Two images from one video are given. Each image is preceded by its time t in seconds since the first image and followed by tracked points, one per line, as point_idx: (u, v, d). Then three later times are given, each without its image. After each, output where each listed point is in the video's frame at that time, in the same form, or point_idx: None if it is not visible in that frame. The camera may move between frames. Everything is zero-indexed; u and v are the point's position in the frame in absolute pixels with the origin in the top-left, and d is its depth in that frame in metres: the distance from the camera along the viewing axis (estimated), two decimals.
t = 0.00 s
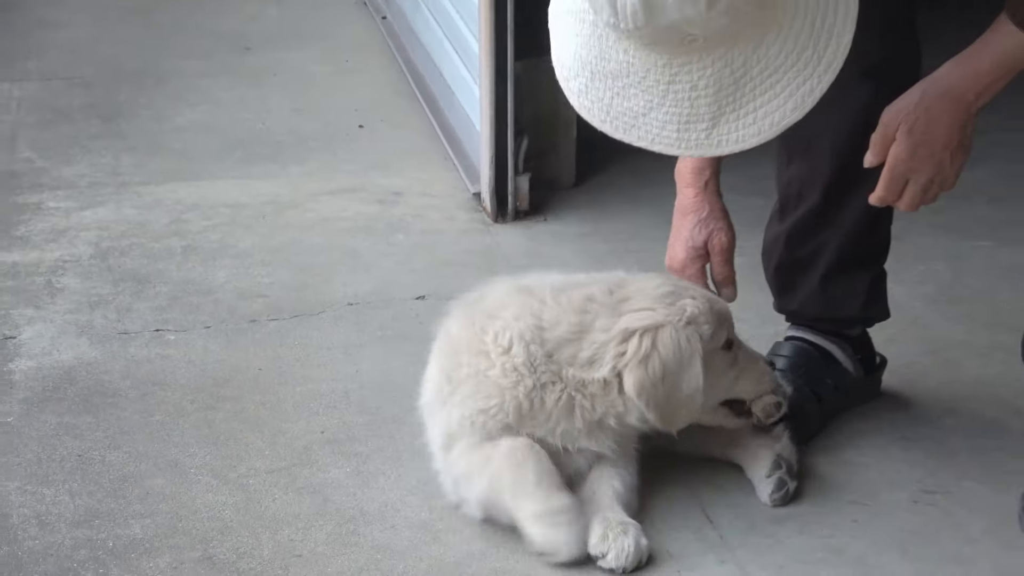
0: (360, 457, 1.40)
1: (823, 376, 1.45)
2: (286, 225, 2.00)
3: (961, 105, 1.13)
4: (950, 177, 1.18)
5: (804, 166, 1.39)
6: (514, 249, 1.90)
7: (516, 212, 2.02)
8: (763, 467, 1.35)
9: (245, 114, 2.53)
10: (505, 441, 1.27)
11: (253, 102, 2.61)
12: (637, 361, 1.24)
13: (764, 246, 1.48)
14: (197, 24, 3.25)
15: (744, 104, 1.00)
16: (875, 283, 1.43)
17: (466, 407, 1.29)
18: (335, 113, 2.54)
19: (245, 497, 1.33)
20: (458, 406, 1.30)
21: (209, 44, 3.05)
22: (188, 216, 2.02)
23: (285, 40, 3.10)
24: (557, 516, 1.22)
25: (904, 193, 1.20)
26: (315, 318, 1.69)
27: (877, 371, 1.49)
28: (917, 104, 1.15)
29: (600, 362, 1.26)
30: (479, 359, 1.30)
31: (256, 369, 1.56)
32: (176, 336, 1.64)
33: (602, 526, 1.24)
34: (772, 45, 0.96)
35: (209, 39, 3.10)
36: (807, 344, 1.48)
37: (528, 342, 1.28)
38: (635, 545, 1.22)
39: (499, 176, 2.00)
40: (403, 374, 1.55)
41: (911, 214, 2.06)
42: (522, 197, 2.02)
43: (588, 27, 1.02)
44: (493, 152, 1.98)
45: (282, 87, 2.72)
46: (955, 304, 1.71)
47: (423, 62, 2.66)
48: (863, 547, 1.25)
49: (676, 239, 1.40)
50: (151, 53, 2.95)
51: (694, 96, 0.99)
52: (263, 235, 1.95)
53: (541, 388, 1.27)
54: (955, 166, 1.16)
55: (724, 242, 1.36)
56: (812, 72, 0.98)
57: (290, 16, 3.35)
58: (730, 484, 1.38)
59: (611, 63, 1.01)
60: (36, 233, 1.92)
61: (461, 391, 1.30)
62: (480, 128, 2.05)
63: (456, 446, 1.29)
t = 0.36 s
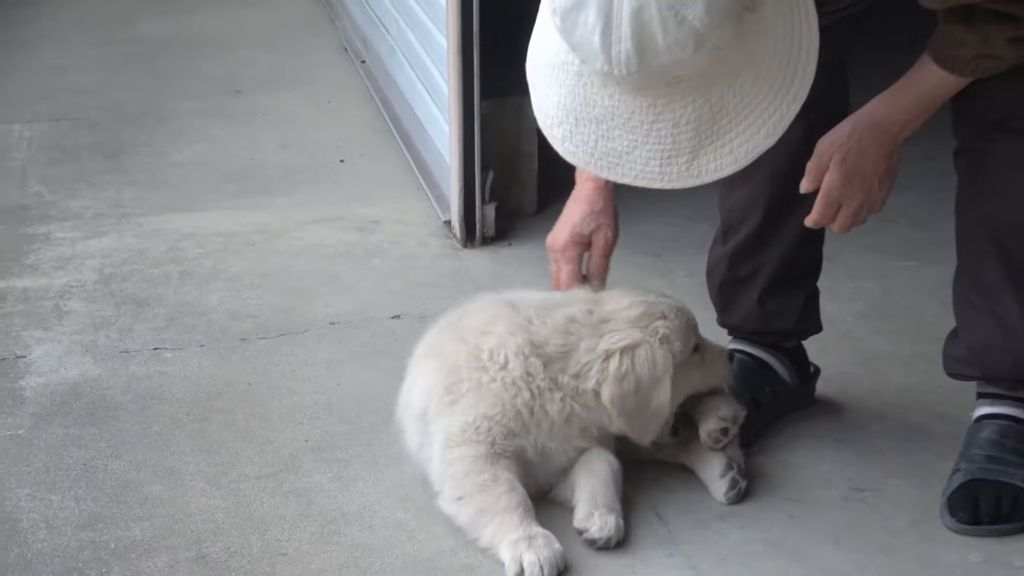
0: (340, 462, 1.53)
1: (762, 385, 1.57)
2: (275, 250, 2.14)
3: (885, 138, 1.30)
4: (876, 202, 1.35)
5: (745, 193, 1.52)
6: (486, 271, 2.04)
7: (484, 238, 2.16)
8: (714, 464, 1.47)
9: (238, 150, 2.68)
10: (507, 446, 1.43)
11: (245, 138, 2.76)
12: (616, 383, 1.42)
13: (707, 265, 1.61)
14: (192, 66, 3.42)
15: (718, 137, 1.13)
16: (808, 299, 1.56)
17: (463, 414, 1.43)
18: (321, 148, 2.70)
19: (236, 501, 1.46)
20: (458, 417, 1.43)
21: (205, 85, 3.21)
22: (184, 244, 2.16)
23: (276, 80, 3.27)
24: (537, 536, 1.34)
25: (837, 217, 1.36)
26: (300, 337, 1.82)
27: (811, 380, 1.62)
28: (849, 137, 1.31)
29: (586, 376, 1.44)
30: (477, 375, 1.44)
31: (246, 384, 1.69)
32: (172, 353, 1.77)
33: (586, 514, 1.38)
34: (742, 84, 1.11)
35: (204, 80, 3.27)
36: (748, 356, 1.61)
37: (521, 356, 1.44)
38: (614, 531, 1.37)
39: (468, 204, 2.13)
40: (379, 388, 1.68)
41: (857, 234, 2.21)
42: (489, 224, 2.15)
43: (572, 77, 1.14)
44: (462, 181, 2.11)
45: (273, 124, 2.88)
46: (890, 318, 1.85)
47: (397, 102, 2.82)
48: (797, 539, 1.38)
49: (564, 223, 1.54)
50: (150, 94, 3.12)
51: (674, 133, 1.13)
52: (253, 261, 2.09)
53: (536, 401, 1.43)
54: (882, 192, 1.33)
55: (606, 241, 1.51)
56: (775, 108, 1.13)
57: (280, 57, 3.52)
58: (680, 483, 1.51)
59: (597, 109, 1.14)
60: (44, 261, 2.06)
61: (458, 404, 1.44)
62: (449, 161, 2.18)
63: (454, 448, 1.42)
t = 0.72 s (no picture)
0: (321, 467, 1.67)
1: (707, 395, 1.70)
2: (263, 274, 2.29)
3: (821, 166, 1.48)
4: (812, 224, 1.52)
5: (695, 220, 1.64)
6: (458, 291, 2.19)
7: (453, 260, 2.31)
8: (666, 467, 1.61)
9: (232, 183, 2.85)
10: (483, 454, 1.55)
11: (238, 172, 2.93)
12: (579, 392, 1.55)
13: (659, 282, 1.74)
14: (188, 106, 3.61)
15: (720, 157, 1.14)
16: (748, 315, 1.71)
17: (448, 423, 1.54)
18: (309, 180, 2.87)
19: (224, 504, 1.60)
20: (442, 424, 1.55)
21: (200, 123, 3.39)
22: (180, 269, 2.31)
23: (266, 118, 3.46)
24: (504, 535, 1.46)
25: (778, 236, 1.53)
26: (284, 352, 1.97)
27: (751, 387, 1.76)
28: (789, 165, 1.48)
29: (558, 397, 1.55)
30: (461, 387, 1.56)
31: (236, 397, 1.84)
32: (168, 369, 1.92)
33: (570, 511, 1.52)
34: (749, 108, 1.12)
35: (198, 119, 3.45)
36: (694, 367, 1.74)
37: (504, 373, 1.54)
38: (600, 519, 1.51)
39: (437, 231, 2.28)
40: (354, 398, 1.83)
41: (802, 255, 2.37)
42: (457, 247, 2.31)
43: (584, 107, 1.14)
44: (432, 209, 2.26)
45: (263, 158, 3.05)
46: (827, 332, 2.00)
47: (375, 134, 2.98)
48: (736, 531, 1.52)
49: (552, 244, 1.54)
50: (149, 132, 3.29)
51: (681, 157, 1.14)
52: (242, 284, 2.25)
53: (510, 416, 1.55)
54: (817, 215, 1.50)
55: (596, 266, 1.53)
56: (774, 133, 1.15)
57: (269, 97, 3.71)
58: (631, 482, 1.64)
59: (607, 136, 1.14)
60: (51, 285, 2.22)
61: (444, 411, 1.55)
62: (421, 189, 2.33)
63: (434, 452, 1.53)
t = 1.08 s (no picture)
0: (305, 468, 1.81)
1: (660, 395, 1.84)
2: (252, 292, 2.44)
3: (769, 187, 1.64)
4: (758, 236, 1.67)
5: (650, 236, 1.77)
6: (433, 305, 2.34)
7: (426, 275, 2.46)
8: (615, 462, 1.75)
9: (225, 207, 3.01)
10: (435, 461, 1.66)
11: (231, 198, 3.09)
12: (502, 402, 1.64)
13: (616, 293, 1.87)
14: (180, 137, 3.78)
15: (721, 187, 1.18)
16: (698, 322, 1.86)
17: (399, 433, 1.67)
18: (296, 205, 3.03)
19: (216, 503, 1.73)
20: (397, 435, 1.67)
21: (194, 153, 3.56)
22: (175, 287, 2.46)
23: (254, 147, 3.63)
24: (471, 527, 1.58)
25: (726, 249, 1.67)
26: (271, 362, 2.13)
27: (699, 388, 1.91)
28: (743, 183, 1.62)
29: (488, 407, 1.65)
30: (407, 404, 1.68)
31: (227, 403, 1.98)
32: (164, 379, 2.06)
33: (532, 503, 1.64)
34: (750, 139, 1.16)
35: (191, 148, 3.61)
36: (647, 370, 1.88)
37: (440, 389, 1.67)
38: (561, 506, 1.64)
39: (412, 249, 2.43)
40: (334, 403, 1.98)
41: (754, 268, 2.53)
42: (430, 264, 2.46)
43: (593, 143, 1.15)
44: (407, 230, 2.41)
45: (253, 184, 3.22)
46: (773, 338, 2.16)
47: (354, 160, 3.14)
48: (686, 520, 1.65)
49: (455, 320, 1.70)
50: (145, 162, 3.45)
51: (686, 188, 1.17)
52: (233, 300, 2.40)
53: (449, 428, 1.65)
54: (763, 231, 1.65)
55: (502, 336, 1.68)
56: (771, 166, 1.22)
57: (256, 128, 3.89)
58: (591, 477, 1.78)
59: (614, 172, 1.16)
60: (56, 303, 2.37)
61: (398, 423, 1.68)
62: (397, 211, 2.48)
63: (398, 459, 1.65)
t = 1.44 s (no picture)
0: (294, 468, 2.00)
1: (611, 400, 2.05)
2: (247, 309, 2.64)
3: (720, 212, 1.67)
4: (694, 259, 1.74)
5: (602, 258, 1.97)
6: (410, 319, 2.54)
7: (403, 293, 2.66)
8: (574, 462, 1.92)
9: (223, 232, 3.22)
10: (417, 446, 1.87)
11: (229, 223, 3.31)
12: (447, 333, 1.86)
13: (573, 308, 2.07)
14: (180, 168, 3.99)
15: (692, 230, 1.28)
16: (646, 334, 2.06)
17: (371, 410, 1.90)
18: (288, 230, 3.24)
19: (214, 500, 1.91)
20: (383, 432, 1.88)
21: (195, 183, 3.77)
22: (177, 305, 2.67)
23: (251, 178, 3.84)
24: (445, 522, 1.75)
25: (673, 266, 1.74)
26: (264, 372, 2.33)
27: (648, 393, 2.11)
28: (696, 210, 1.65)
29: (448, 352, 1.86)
30: (389, 403, 1.89)
31: (223, 410, 2.18)
32: (166, 389, 2.26)
33: (507, 505, 1.81)
34: (722, 188, 1.26)
35: (192, 179, 3.83)
36: (602, 377, 2.08)
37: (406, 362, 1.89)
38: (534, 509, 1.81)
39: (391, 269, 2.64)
40: (319, 409, 2.18)
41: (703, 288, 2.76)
42: (407, 282, 2.66)
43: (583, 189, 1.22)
44: (385, 253, 2.61)
45: (248, 211, 3.43)
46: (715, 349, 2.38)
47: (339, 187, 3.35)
48: (637, 512, 1.84)
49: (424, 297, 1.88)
50: (149, 192, 3.66)
51: (663, 231, 1.25)
52: (229, 316, 2.60)
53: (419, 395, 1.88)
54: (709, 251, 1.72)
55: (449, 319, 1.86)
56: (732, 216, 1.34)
57: (249, 160, 4.12)
58: (551, 474, 1.97)
59: (599, 215, 1.23)
60: (68, 320, 2.57)
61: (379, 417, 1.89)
62: (377, 233, 2.69)
63: (384, 450, 1.86)
